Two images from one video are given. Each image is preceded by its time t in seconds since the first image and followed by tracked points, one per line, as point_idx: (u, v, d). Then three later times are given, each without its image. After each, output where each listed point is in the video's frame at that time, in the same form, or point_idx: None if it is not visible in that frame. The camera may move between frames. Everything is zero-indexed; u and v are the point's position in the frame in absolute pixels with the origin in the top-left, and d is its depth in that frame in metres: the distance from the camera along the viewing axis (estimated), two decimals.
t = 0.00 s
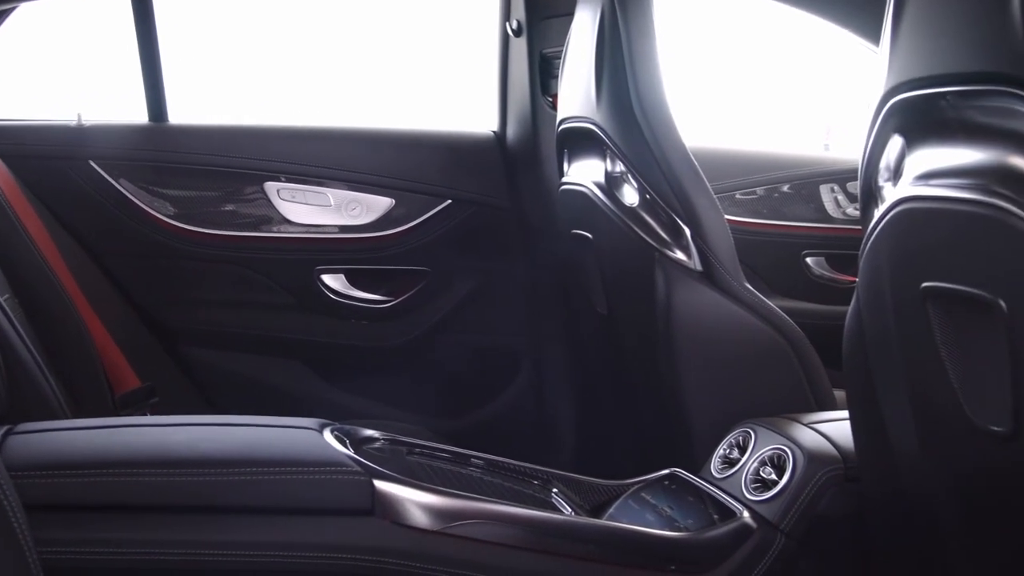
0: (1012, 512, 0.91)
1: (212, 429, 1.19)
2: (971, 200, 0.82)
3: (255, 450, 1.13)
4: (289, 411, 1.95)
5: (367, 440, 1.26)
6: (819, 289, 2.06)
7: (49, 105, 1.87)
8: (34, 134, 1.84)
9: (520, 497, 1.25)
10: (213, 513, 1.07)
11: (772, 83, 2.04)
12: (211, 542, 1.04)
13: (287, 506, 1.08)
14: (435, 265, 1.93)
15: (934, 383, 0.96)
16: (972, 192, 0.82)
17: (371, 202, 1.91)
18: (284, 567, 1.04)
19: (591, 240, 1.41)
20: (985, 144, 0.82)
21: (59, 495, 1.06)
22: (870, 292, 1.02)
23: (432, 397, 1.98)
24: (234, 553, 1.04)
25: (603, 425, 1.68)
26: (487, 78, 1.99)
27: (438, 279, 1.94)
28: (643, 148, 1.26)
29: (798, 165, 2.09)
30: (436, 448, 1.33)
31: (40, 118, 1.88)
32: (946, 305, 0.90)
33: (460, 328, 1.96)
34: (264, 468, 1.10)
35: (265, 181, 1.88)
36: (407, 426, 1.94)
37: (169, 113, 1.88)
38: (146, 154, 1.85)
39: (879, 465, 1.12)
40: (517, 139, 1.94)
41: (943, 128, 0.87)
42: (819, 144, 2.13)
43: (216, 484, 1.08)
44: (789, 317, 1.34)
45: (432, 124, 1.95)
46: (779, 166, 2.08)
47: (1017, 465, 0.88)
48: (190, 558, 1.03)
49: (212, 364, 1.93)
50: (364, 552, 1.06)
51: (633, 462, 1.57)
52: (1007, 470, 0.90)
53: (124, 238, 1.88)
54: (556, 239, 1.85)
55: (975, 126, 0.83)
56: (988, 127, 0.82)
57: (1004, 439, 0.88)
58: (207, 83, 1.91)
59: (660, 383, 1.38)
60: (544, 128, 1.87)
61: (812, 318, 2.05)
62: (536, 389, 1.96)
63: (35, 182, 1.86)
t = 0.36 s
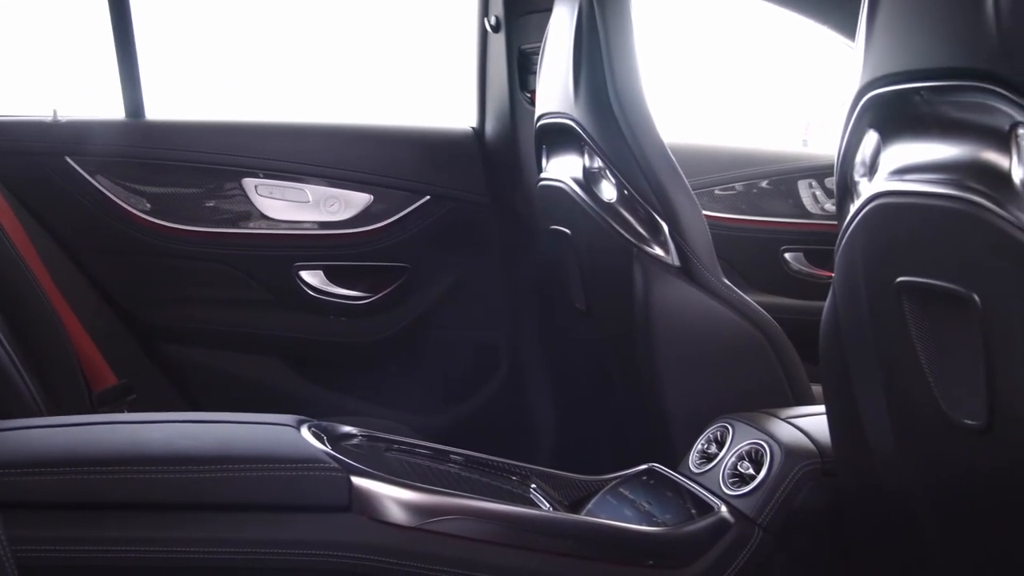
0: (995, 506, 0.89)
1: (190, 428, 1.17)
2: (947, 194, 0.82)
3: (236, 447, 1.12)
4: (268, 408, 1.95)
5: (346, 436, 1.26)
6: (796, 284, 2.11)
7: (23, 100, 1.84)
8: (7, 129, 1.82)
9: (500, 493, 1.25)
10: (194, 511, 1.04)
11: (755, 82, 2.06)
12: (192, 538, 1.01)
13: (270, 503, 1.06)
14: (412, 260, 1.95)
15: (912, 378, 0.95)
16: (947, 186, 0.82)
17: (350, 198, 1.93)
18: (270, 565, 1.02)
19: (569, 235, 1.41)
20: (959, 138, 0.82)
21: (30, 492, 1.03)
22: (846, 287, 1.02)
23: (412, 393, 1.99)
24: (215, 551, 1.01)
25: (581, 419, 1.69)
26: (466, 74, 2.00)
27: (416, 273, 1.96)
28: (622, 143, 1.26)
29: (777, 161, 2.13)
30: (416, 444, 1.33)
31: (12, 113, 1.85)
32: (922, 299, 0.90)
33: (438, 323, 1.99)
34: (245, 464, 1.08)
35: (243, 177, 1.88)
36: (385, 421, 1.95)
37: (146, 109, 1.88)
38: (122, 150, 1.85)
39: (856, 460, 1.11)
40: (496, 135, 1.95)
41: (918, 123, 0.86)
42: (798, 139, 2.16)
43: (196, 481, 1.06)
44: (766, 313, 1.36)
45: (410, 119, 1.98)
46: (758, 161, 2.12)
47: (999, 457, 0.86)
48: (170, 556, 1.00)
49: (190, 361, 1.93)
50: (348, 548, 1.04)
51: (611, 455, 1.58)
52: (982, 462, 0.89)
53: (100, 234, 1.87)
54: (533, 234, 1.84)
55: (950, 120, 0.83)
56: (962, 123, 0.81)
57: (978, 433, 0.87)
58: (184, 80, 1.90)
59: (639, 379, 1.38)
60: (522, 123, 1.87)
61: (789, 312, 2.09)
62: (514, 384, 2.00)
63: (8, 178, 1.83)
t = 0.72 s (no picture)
0: (955, 500, 0.90)
1: (165, 424, 1.11)
2: (920, 189, 0.80)
3: (214, 442, 1.06)
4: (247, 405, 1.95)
5: (322, 433, 1.24)
6: (775, 279, 2.11)
7: None
8: None
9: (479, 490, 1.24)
10: (171, 508, 0.99)
11: (731, 78, 2.09)
12: (171, 535, 0.96)
13: (251, 500, 1.00)
14: (389, 255, 1.97)
15: (889, 372, 0.92)
16: (922, 181, 0.80)
17: (327, 194, 1.94)
18: (252, 562, 0.97)
19: (547, 230, 1.41)
20: (936, 133, 0.80)
21: None
22: (820, 282, 0.99)
23: (391, 389, 2.01)
24: (197, 548, 0.96)
25: (558, 413, 1.70)
26: (443, 70, 2.04)
27: (393, 269, 1.98)
28: (599, 138, 1.26)
29: (756, 157, 2.14)
30: (395, 440, 1.33)
31: None
32: (898, 294, 0.88)
33: (415, 318, 2.01)
34: (225, 460, 1.02)
35: (221, 173, 1.89)
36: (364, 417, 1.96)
37: (122, 105, 1.86)
38: (98, 146, 1.84)
39: (832, 454, 1.09)
40: (475, 130, 2.00)
41: (892, 117, 0.85)
42: (776, 135, 2.20)
43: (173, 477, 1.00)
44: (744, 308, 1.37)
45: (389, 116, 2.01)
46: (736, 157, 2.13)
47: (966, 454, 0.86)
48: (150, 555, 0.95)
49: (170, 358, 1.92)
50: (325, 545, 0.99)
51: (588, 449, 1.59)
52: (952, 456, 0.87)
53: (75, 231, 1.86)
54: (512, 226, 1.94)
55: (926, 116, 0.81)
56: (939, 118, 0.80)
57: (952, 427, 0.86)
58: (162, 75, 1.89)
59: (619, 372, 1.37)
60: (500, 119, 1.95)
61: (767, 308, 2.11)
62: (492, 378, 2.04)
63: None
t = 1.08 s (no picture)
0: (927, 494, 0.90)
1: (141, 420, 1.08)
2: (897, 185, 0.78)
3: (194, 438, 1.04)
4: (227, 403, 1.95)
5: (299, 430, 1.23)
6: (755, 275, 2.13)
7: None
8: None
9: (458, 486, 1.24)
10: (153, 506, 0.97)
11: (712, 75, 2.12)
12: (154, 533, 0.95)
13: (233, 497, 0.99)
14: (370, 251, 1.98)
15: (864, 367, 0.92)
16: (897, 176, 0.79)
17: (305, 191, 1.94)
18: (234, 559, 0.96)
19: (526, 226, 1.40)
20: (912, 128, 0.78)
21: None
22: (800, 278, 0.99)
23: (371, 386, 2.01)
24: (180, 545, 0.95)
25: (535, 409, 1.71)
26: (423, 67, 2.05)
27: (372, 266, 1.98)
28: (577, 134, 1.26)
29: (734, 155, 2.15)
30: (373, 437, 1.32)
31: None
32: (875, 288, 0.87)
33: (394, 315, 2.01)
34: (206, 457, 1.01)
35: (199, 170, 1.89)
36: (345, 414, 1.96)
37: (99, 102, 1.86)
38: (75, 142, 1.83)
39: (814, 450, 1.08)
40: (453, 127, 2.01)
41: (870, 112, 0.83)
42: (754, 131, 2.22)
43: (154, 475, 0.98)
44: (725, 306, 1.37)
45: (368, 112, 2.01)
46: (716, 153, 2.14)
47: (942, 448, 0.85)
48: (130, 554, 0.94)
49: (148, 356, 1.91)
50: (302, 542, 0.99)
51: (566, 445, 1.60)
52: (925, 449, 0.87)
53: (52, 229, 1.85)
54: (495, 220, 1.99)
55: (903, 111, 0.79)
56: (914, 113, 0.78)
57: (931, 421, 0.85)
58: (139, 71, 1.88)
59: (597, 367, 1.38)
60: (479, 115, 1.97)
61: (745, 303, 2.11)
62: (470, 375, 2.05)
63: None
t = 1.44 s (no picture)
0: (900, 489, 0.90)
1: (120, 416, 1.07)
2: (875, 180, 0.77)
3: (174, 435, 1.02)
4: (207, 400, 1.94)
5: (278, 426, 1.23)
6: (735, 271, 2.15)
7: None
8: None
9: (439, 482, 1.24)
10: (131, 503, 0.95)
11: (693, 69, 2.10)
12: (136, 530, 0.93)
13: (212, 493, 0.98)
14: (350, 247, 1.99)
15: (842, 362, 0.91)
16: (873, 171, 0.78)
17: (287, 186, 1.96)
18: (216, 556, 0.95)
19: (506, 222, 1.40)
20: (890, 124, 0.78)
21: None
22: (777, 273, 0.98)
23: (352, 382, 2.02)
24: (157, 542, 0.93)
25: (515, 405, 1.72)
26: (404, 63, 2.04)
27: (354, 262, 1.99)
28: (555, 130, 1.26)
29: (716, 150, 2.17)
30: (355, 433, 1.32)
31: None
32: (852, 283, 0.86)
33: (376, 312, 2.02)
34: (185, 453, 0.99)
35: (177, 166, 1.89)
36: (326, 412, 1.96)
37: (77, 97, 1.86)
38: (51, 137, 1.83)
39: (794, 446, 1.08)
40: (433, 123, 2.01)
41: (849, 110, 0.82)
42: (736, 127, 2.21)
43: (129, 472, 0.96)
44: (705, 301, 1.39)
45: (348, 108, 2.01)
46: (699, 149, 2.16)
47: (917, 442, 0.84)
48: (106, 550, 0.91)
49: (127, 353, 1.91)
50: (280, 538, 0.97)
51: (546, 440, 1.60)
52: (901, 444, 0.87)
53: (30, 225, 1.85)
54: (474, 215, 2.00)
55: (880, 106, 0.78)
56: (890, 108, 0.77)
57: (908, 415, 0.84)
58: (117, 67, 1.88)
59: (576, 363, 1.38)
60: (459, 111, 1.96)
61: (725, 298, 2.13)
62: (451, 371, 2.05)
63: None
